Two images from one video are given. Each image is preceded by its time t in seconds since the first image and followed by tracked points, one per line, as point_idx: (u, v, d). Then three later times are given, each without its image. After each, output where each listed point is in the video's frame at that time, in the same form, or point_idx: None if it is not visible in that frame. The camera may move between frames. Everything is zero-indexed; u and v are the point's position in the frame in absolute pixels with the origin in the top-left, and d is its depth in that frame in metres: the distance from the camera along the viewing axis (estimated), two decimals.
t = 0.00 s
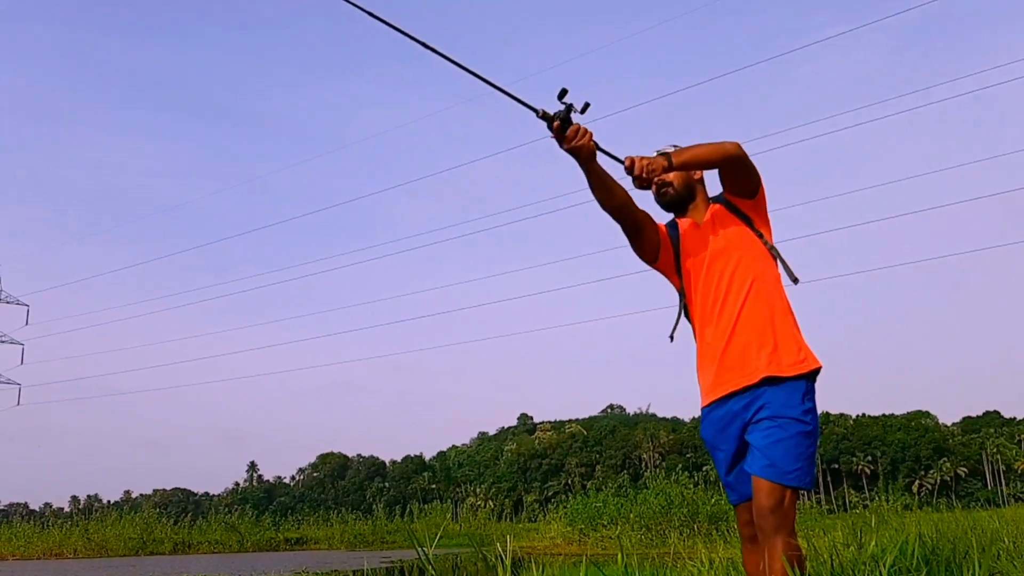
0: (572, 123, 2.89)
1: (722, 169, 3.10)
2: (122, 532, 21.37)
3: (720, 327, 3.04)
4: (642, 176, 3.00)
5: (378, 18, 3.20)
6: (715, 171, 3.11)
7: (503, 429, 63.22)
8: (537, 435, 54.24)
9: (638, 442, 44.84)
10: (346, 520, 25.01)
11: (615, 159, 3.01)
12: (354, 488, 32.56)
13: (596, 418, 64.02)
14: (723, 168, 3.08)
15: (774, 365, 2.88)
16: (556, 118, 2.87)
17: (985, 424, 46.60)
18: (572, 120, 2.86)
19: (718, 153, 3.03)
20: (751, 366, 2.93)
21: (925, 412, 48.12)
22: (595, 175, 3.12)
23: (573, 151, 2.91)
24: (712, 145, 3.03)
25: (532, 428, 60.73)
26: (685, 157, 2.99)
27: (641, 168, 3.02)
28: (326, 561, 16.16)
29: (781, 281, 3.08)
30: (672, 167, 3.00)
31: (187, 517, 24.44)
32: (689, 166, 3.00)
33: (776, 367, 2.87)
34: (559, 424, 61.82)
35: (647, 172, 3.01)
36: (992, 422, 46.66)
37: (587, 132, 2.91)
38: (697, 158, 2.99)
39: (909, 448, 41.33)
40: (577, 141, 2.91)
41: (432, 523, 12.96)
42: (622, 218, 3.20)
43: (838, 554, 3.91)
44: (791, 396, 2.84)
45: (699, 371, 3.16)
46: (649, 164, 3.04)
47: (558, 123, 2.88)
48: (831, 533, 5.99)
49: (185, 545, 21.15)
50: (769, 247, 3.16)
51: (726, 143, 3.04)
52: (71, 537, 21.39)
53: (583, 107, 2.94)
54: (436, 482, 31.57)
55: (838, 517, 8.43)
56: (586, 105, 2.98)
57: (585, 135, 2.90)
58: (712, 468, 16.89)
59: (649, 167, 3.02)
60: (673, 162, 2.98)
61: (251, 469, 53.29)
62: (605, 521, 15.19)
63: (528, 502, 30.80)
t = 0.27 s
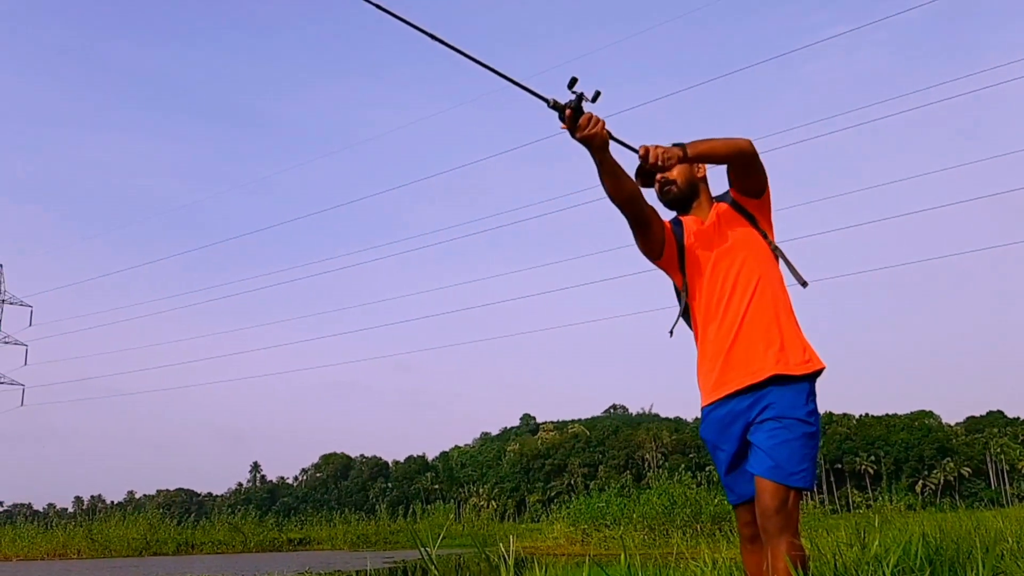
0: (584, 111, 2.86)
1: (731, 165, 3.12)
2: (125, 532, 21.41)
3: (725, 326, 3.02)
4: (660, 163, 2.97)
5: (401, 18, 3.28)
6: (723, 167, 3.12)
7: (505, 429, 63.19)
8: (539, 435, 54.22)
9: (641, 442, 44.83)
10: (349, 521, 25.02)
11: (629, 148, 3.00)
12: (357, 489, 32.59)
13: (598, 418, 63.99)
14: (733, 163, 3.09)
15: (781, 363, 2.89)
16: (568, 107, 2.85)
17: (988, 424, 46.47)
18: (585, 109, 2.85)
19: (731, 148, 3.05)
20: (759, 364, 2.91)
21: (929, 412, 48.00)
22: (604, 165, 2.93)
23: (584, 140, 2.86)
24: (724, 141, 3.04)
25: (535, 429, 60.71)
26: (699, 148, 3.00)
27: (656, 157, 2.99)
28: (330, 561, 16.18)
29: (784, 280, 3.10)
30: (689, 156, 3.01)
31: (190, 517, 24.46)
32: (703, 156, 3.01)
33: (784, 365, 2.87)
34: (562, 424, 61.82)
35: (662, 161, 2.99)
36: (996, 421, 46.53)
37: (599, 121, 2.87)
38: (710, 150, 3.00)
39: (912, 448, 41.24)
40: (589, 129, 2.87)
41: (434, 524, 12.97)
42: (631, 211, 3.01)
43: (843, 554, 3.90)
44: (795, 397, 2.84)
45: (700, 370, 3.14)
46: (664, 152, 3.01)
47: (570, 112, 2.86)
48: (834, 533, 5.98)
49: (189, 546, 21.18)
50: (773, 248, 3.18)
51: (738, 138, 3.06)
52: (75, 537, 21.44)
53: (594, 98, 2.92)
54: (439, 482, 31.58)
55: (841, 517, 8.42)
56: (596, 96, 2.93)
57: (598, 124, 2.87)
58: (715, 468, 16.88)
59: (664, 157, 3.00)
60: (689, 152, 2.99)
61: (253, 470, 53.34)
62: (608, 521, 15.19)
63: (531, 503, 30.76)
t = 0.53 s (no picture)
0: (597, 102, 2.89)
1: (738, 161, 3.15)
2: (128, 532, 21.45)
3: (729, 323, 3.02)
4: (670, 153, 3.07)
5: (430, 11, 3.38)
6: (730, 164, 3.15)
7: (508, 429, 63.17)
8: (542, 435, 54.23)
9: (644, 442, 44.82)
10: (352, 521, 25.03)
11: (642, 138, 3.08)
12: (359, 489, 32.62)
13: (601, 417, 63.96)
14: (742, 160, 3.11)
15: (787, 363, 2.89)
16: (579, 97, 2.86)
17: (991, 423, 46.34)
18: (599, 98, 2.88)
19: (742, 144, 3.07)
20: (764, 363, 2.91)
21: (932, 411, 47.90)
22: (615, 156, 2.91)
23: (596, 130, 2.87)
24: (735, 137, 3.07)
25: (537, 428, 60.70)
26: (709, 142, 3.06)
27: (668, 148, 3.08)
28: (332, 561, 16.20)
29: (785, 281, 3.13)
30: (700, 150, 3.08)
31: (193, 517, 24.49)
32: (713, 150, 3.06)
33: (789, 365, 2.88)
34: (564, 423, 61.83)
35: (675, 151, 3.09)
36: (999, 421, 46.42)
37: (611, 111, 2.89)
38: (721, 144, 3.04)
39: (915, 448, 41.15)
40: (601, 120, 2.88)
41: (437, 524, 12.95)
42: (639, 203, 2.98)
43: (845, 553, 3.90)
44: (799, 397, 2.84)
45: (701, 368, 3.13)
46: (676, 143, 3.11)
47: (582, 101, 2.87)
48: (836, 533, 5.97)
49: (191, 545, 21.21)
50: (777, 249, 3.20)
51: (748, 136, 3.09)
52: (78, 537, 21.49)
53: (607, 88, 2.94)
54: (441, 482, 31.59)
55: (843, 517, 8.41)
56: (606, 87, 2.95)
57: (611, 114, 2.88)
58: (717, 468, 16.85)
59: (675, 147, 3.10)
60: (701, 144, 3.06)
61: (256, 470, 53.41)
62: (610, 521, 15.19)
63: (533, 503, 30.74)
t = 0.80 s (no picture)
0: (608, 93, 2.84)
1: (742, 160, 3.16)
2: (129, 533, 21.44)
3: (731, 321, 3.01)
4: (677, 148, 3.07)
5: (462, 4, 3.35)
6: (734, 162, 3.16)
7: (509, 430, 63.15)
8: (543, 435, 54.22)
9: (645, 442, 44.81)
10: (353, 522, 25.03)
11: (649, 132, 3.08)
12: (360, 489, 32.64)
13: (601, 418, 63.92)
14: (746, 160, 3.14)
15: (791, 363, 2.88)
16: (592, 87, 2.82)
17: (993, 423, 46.29)
18: (610, 90, 2.82)
19: (746, 143, 3.10)
20: (767, 362, 2.90)
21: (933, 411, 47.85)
22: (624, 149, 2.88)
23: (606, 121, 2.83)
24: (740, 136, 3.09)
25: (538, 429, 60.67)
26: (715, 140, 3.08)
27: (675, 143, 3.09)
28: (332, 561, 16.21)
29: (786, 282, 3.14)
30: (706, 147, 3.09)
31: (194, 518, 24.49)
32: (718, 146, 3.08)
33: (794, 365, 2.88)
34: (565, 424, 61.83)
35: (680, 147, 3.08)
36: (1000, 421, 46.36)
37: (622, 103, 2.86)
38: (727, 143, 3.06)
39: (916, 448, 41.10)
40: (612, 111, 2.84)
41: (438, 524, 12.94)
42: (644, 199, 2.95)
43: (846, 554, 3.90)
44: (801, 397, 2.84)
45: (702, 366, 3.11)
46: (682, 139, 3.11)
47: (594, 92, 2.83)
48: (837, 533, 5.97)
49: (192, 546, 21.22)
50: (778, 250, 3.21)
51: (753, 135, 3.12)
52: (79, 538, 21.50)
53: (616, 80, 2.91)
54: (442, 483, 31.58)
55: (844, 517, 8.41)
56: (616, 79, 2.91)
57: (621, 106, 2.85)
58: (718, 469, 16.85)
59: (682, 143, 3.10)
60: (706, 142, 3.08)
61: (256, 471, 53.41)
62: (611, 522, 15.18)
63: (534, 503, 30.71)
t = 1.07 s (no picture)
0: (618, 82, 2.83)
1: (745, 158, 3.17)
2: (131, 532, 21.46)
3: (734, 319, 3.01)
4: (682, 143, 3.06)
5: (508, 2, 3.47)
6: (739, 158, 3.17)
7: (510, 429, 63.14)
8: (544, 435, 54.21)
9: (646, 442, 44.81)
10: (354, 521, 25.06)
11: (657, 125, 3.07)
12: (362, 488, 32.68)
13: (603, 417, 63.91)
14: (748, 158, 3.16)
15: (796, 361, 2.88)
16: (604, 76, 2.82)
17: (994, 423, 46.23)
18: (621, 80, 2.81)
19: (750, 142, 3.11)
20: (770, 361, 2.90)
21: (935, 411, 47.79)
22: (632, 141, 2.89)
23: (615, 113, 2.84)
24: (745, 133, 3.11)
25: (539, 428, 60.66)
26: (720, 136, 3.08)
27: (680, 138, 3.08)
28: (334, 560, 16.22)
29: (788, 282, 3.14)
30: (710, 143, 3.09)
31: (196, 517, 24.51)
32: (722, 143, 3.09)
33: (797, 364, 2.88)
34: (566, 423, 61.84)
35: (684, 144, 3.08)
36: (1002, 421, 46.28)
37: (633, 95, 2.86)
38: (731, 139, 3.07)
39: (918, 447, 41.06)
40: (622, 103, 2.85)
41: (439, 524, 12.92)
42: (649, 191, 2.94)
43: (848, 553, 3.88)
44: (803, 395, 2.84)
45: (704, 364, 3.11)
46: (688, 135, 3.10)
47: (607, 81, 2.82)
48: (839, 533, 5.94)
49: (194, 545, 21.25)
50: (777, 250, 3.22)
51: (759, 133, 3.14)
52: (81, 537, 21.55)
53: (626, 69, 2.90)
54: (444, 482, 31.58)
55: (846, 516, 8.39)
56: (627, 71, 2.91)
57: (631, 96, 2.85)
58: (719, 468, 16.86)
59: (687, 138, 3.09)
60: (710, 139, 3.08)
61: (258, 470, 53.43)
62: (613, 521, 15.19)
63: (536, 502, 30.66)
